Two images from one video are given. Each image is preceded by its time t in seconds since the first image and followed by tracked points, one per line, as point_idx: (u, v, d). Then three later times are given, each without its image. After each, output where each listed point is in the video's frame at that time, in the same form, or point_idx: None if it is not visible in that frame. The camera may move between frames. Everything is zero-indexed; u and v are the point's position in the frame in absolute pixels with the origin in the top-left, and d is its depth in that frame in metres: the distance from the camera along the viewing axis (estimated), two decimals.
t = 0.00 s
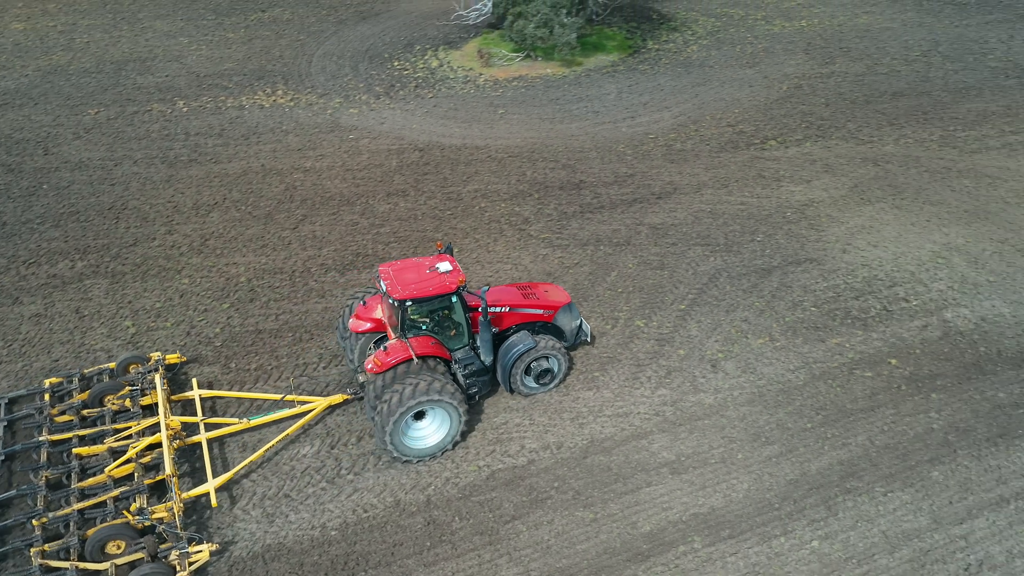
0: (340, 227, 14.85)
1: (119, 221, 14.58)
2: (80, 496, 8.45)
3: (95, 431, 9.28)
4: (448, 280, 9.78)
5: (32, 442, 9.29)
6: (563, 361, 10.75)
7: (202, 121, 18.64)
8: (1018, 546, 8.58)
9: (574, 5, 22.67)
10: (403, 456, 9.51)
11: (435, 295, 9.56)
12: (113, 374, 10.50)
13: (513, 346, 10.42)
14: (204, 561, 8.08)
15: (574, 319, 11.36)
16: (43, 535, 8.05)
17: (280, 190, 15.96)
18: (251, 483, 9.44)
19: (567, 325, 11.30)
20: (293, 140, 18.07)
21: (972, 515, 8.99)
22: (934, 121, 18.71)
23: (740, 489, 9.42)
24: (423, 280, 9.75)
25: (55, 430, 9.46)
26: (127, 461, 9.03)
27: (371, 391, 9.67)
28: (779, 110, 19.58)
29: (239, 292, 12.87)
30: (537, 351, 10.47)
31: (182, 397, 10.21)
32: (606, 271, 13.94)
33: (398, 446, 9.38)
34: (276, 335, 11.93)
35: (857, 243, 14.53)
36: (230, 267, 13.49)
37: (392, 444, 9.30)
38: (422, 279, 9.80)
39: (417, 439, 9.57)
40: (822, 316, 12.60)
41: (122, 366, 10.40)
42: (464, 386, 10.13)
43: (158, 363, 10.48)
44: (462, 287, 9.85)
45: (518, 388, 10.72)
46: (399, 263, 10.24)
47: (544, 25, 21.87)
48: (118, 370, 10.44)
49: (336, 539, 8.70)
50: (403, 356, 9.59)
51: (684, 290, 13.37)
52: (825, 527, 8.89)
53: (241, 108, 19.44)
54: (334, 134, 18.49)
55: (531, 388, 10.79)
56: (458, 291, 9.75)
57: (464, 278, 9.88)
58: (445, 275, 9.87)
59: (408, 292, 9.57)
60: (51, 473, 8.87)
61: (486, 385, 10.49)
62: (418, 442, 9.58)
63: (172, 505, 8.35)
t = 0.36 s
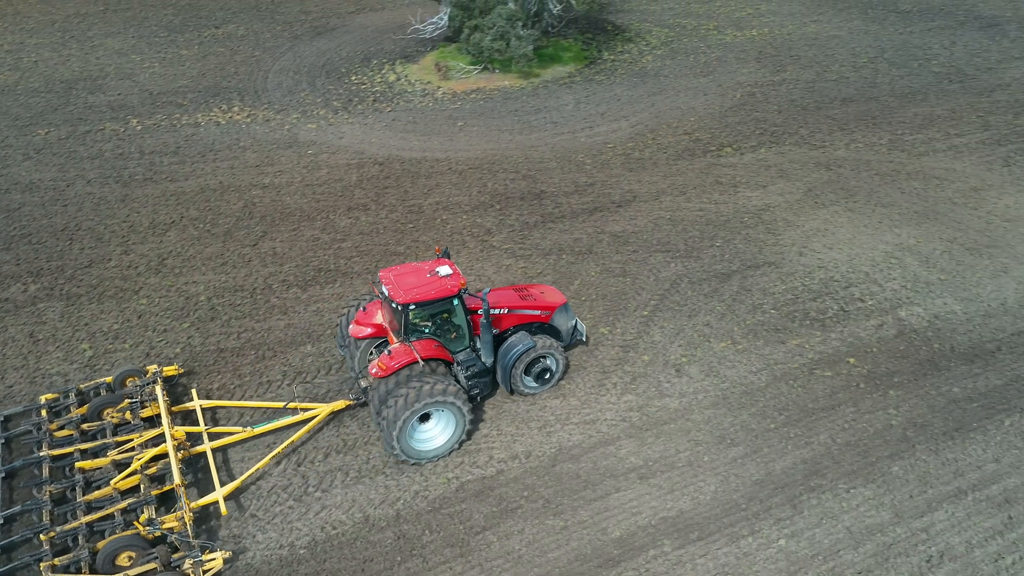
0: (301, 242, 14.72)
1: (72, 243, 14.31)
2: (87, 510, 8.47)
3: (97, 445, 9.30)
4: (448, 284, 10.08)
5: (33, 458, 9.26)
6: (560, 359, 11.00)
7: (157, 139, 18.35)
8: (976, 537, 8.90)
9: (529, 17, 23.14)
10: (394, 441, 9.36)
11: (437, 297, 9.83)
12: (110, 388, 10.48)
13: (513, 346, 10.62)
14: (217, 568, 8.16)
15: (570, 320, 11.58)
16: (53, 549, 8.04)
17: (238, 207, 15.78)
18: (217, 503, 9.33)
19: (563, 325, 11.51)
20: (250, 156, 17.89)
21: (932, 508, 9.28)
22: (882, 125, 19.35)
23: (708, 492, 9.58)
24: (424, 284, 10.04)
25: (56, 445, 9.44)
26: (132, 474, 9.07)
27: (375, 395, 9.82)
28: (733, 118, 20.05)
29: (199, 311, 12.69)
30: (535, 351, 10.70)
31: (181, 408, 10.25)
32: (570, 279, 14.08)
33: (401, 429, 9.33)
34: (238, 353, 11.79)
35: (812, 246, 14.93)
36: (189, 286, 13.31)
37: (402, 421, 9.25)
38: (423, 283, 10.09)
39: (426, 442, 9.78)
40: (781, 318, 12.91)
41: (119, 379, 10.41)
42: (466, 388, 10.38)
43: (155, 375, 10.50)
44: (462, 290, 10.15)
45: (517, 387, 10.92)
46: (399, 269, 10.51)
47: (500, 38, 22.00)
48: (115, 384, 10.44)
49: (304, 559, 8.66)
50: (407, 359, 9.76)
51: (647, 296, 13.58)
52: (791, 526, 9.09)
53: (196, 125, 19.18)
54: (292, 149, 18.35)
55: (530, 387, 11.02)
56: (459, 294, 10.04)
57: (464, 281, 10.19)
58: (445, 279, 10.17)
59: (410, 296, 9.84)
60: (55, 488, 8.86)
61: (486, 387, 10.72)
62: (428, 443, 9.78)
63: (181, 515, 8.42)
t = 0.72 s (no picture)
0: (262, 260, 14.58)
1: (25, 268, 14.00)
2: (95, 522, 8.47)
3: (100, 458, 9.30)
4: (448, 287, 10.17)
5: (34, 473, 9.22)
6: (556, 359, 11.30)
7: (111, 159, 18.04)
8: (937, 532, 9.18)
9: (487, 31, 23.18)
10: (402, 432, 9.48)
11: (438, 301, 9.93)
12: (108, 403, 10.49)
13: (511, 347, 10.85)
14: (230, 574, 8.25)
15: (564, 321, 11.88)
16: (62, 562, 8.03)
17: (197, 226, 15.57)
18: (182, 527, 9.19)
19: (559, 326, 11.78)
20: (208, 175, 17.67)
21: (894, 505, 9.55)
22: (834, 133, 19.96)
23: (676, 497, 9.72)
24: (424, 288, 10.13)
25: (56, 460, 9.41)
26: (137, 485, 9.08)
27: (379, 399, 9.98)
28: (690, 128, 20.47)
29: (159, 332, 12.48)
30: (533, 350, 10.98)
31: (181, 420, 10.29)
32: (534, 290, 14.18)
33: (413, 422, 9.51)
34: (200, 375, 11.62)
35: (770, 252, 15.30)
36: (148, 307, 13.09)
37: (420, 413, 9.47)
38: (422, 287, 10.17)
39: (430, 443, 10.03)
40: (743, 324, 13.19)
41: (117, 394, 10.41)
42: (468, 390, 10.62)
43: (152, 388, 10.54)
44: (461, 293, 10.27)
45: (516, 387, 11.17)
46: (397, 273, 10.58)
47: (459, 52, 22.05)
48: (112, 398, 10.44)
49: None
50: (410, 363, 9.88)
51: (611, 306, 13.76)
52: (758, 528, 9.27)
53: (152, 144, 18.89)
54: (251, 167, 18.17)
55: (527, 387, 11.27)
56: (459, 298, 10.15)
57: (463, 285, 10.32)
58: (444, 282, 10.26)
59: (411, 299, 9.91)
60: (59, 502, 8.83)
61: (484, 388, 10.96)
62: (432, 445, 10.04)
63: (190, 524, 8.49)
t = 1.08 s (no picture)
0: (225, 280, 14.40)
1: None
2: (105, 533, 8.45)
3: (105, 470, 9.27)
4: (449, 291, 10.45)
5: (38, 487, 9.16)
6: (554, 360, 11.59)
7: (68, 181, 17.71)
8: (903, 532, 9.41)
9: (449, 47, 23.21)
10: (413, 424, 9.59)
11: (440, 305, 10.19)
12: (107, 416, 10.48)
13: (511, 349, 11.10)
14: None
15: (560, 323, 12.17)
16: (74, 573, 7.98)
17: (157, 247, 15.34)
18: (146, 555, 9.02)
19: (555, 328, 12.07)
20: (168, 194, 17.42)
21: (861, 507, 9.78)
22: (792, 143, 20.48)
23: (647, 506, 9.81)
24: (426, 292, 10.38)
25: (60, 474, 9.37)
26: (144, 496, 9.08)
27: (385, 400, 10.13)
28: (651, 140, 20.83)
29: (120, 355, 12.24)
30: (531, 352, 11.24)
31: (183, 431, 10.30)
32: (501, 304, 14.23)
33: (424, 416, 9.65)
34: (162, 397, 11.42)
35: (733, 261, 15.61)
36: (108, 330, 12.85)
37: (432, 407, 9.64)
38: (424, 292, 10.43)
39: (437, 444, 10.20)
40: (708, 332, 13.41)
41: (116, 406, 10.38)
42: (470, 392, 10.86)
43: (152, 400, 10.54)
44: (462, 298, 10.56)
45: (516, 388, 11.43)
46: (398, 279, 10.84)
47: (421, 68, 22.09)
48: (112, 411, 10.41)
49: None
50: (414, 367, 10.05)
51: (578, 317, 13.88)
52: (729, 535, 9.41)
53: (109, 165, 18.57)
54: (213, 186, 17.95)
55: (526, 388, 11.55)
56: (460, 302, 10.43)
57: (463, 289, 10.61)
58: (445, 287, 10.52)
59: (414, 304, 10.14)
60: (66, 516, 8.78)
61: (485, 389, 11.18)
62: (439, 446, 10.20)
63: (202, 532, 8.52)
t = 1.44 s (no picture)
0: (190, 297, 14.20)
1: None
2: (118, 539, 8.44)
3: (113, 477, 9.27)
4: (451, 292, 10.77)
5: (44, 497, 9.10)
6: (553, 359, 11.90)
7: (26, 200, 17.36)
8: (873, 532, 9.62)
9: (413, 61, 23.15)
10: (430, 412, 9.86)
11: (443, 306, 10.50)
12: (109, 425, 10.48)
13: (511, 349, 11.40)
14: None
15: (558, 323, 12.50)
16: None
17: (120, 265, 15.10)
18: None
19: (553, 328, 12.39)
20: (131, 212, 17.16)
21: (831, 509, 9.98)
22: (754, 152, 20.91)
23: (621, 515, 9.88)
24: (429, 294, 10.69)
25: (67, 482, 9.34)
26: (154, 502, 9.10)
27: (390, 404, 10.34)
28: (617, 151, 21.11)
29: (82, 376, 11.99)
30: (532, 351, 11.52)
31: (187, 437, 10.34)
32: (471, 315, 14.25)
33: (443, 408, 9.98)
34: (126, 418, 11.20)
35: (700, 268, 15.87)
36: (69, 351, 12.59)
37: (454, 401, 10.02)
38: (427, 293, 10.73)
39: (444, 443, 10.54)
40: (677, 339, 13.60)
41: (118, 415, 10.38)
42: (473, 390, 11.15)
43: (154, 408, 10.57)
44: (464, 299, 10.87)
45: (517, 387, 11.72)
46: (400, 283, 11.16)
47: (386, 82, 22.10)
48: (114, 420, 10.40)
49: None
50: (418, 367, 10.29)
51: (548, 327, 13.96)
52: (702, 540, 9.52)
53: (69, 183, 18.24)
54: (176, 203, 17.70)
55: (527, 387, 11.84)
56: (462, 302, 10.74)
57: (465, 290, 10.93)
58: (447, 289, 10.84)
59: (418, 305, 10.43)
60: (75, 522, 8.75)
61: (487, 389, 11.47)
62: (445, 445, 10.55)
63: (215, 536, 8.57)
